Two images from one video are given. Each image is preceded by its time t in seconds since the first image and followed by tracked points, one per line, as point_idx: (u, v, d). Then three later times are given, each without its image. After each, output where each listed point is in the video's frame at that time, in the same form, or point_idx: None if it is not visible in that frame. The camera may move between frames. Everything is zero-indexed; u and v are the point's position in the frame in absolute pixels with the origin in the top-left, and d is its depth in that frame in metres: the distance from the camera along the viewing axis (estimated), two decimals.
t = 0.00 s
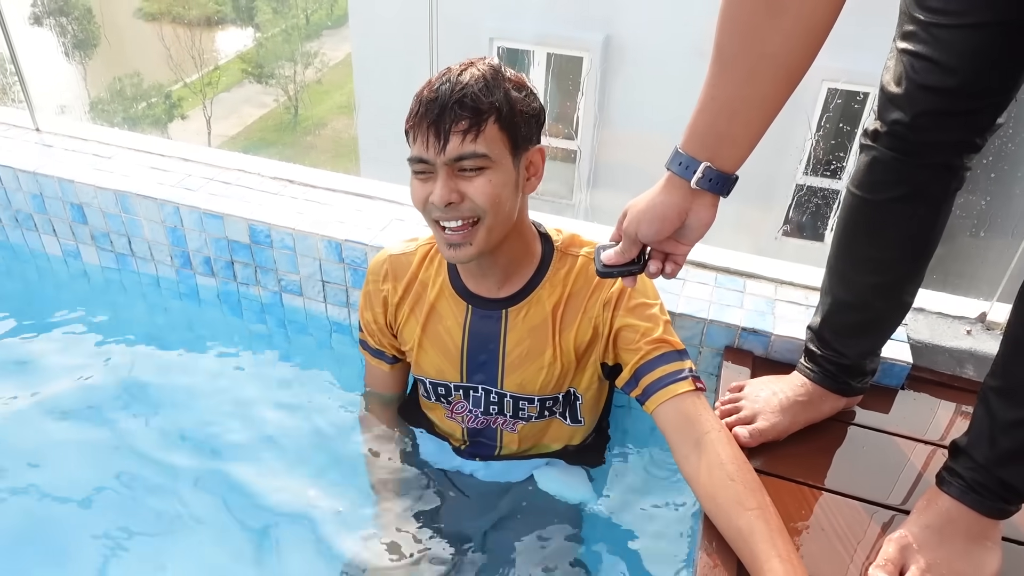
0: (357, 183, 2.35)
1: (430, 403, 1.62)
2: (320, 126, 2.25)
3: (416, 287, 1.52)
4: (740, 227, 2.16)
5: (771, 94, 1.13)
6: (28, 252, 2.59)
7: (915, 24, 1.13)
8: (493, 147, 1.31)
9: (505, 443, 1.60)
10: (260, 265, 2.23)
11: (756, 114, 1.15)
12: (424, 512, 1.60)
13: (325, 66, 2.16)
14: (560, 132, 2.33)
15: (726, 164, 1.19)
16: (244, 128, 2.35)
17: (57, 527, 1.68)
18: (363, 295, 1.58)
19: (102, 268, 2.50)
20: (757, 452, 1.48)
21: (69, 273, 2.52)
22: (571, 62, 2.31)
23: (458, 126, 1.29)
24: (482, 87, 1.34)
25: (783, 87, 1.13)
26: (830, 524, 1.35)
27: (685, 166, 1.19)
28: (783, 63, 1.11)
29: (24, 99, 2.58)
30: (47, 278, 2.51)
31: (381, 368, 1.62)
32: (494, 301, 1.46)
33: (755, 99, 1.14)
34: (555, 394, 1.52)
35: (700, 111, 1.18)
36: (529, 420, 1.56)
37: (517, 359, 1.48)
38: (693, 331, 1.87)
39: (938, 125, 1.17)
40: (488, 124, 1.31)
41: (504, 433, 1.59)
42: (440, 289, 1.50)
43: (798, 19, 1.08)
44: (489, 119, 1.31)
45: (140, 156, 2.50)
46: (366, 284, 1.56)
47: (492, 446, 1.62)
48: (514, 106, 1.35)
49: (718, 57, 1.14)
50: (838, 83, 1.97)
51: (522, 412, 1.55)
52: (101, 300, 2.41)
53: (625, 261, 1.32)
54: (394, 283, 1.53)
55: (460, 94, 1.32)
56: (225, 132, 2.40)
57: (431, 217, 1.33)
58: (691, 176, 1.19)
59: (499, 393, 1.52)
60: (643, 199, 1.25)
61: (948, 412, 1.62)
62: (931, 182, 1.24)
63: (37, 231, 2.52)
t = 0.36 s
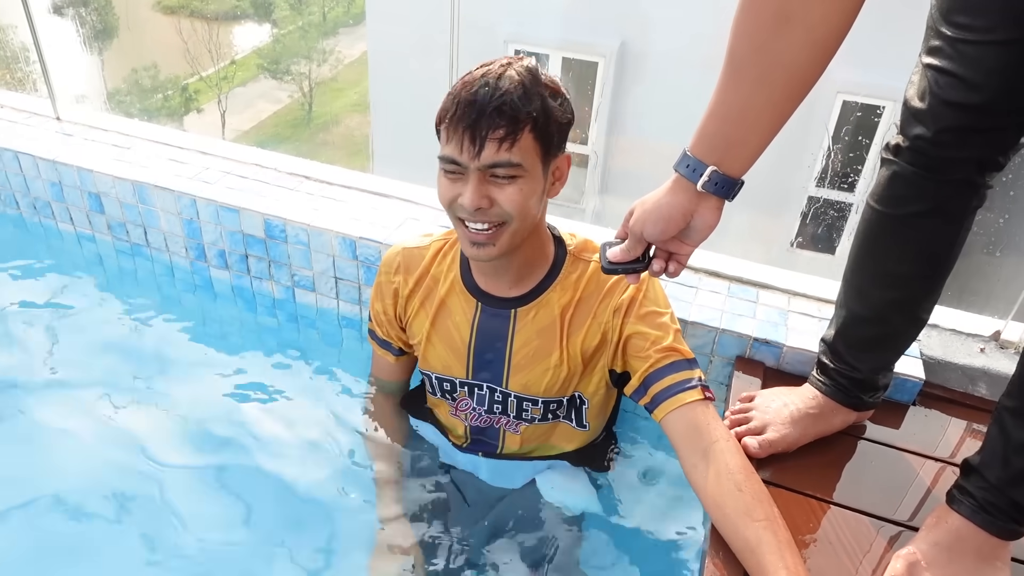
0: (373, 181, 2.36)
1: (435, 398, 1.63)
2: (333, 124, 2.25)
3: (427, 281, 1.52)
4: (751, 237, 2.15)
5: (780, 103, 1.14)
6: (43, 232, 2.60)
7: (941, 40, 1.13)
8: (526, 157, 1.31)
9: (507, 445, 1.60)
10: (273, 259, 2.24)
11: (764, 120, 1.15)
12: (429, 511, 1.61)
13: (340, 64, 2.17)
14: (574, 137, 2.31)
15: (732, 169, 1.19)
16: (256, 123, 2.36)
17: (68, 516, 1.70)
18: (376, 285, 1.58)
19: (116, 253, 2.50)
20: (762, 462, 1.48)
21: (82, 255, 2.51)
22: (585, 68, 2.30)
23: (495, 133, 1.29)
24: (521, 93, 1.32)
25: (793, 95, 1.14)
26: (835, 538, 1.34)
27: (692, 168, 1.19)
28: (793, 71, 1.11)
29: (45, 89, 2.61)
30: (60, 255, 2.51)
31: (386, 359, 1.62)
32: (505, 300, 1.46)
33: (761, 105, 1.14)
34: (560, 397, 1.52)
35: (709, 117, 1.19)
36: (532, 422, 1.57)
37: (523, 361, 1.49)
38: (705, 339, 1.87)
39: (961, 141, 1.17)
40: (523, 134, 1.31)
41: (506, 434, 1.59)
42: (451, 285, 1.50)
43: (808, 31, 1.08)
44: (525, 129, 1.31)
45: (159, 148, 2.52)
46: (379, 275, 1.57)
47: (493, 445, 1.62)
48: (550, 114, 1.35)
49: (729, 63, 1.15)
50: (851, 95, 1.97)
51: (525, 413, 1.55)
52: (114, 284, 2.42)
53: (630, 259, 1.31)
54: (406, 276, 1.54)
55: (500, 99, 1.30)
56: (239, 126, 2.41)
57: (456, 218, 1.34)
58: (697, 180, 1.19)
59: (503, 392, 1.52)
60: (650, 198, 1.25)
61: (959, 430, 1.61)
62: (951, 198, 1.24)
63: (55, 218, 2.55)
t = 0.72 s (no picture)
0: (373, 175, 2.35)
1: (438, 388, 1.60)
2: (336, 120, 2.25)
3: (438, 266, 1.51)
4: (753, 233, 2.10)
5: (782, 74, 1.18)
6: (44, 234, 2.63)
7: (945, 25, 1.12)
8: (569, 136, 1.33)
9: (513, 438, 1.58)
10: (272, 252, 2.24)
11: (764, 96, 1.20)
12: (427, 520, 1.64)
13: (343, 60, 2.15)
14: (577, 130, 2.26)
15: (732, 143, 1.25)
16: (258, 120, 2.37)
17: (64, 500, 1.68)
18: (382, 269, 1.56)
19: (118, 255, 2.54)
20: (763, 454, 1.47)
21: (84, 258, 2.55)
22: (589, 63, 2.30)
23: (544, 109, 1.30)
24: (569, 75, 1.35)
25: (793, 70, 1.18)
26: (836, 530, 1.34)
27: (693, 142, 1.26)
28: (792, 45, 1.15)
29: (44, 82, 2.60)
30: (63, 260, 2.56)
31: (387, 350, 1.59)
32: (518, 286, 1.45)
33: (762, 81, 1.19)
34: (571, 388, 1.50)
35: (711, 90, 1.24)
36: (540, 414, 1.54)
37: (535, 349, 1.47)
38: (705, 331, 1.86)
39: (962, 129, 1.16)
40: (568, 112, 1.33)
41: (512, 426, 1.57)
42: (463, 269, 1.49)
43: (809, 5, 1.12)
44: (570, 108, 1.33)
45: (157, 140, 2.52)
46: (386, 259, 1.55)
47: (498, 438, 1.59)
48: (592, 99, 1.38)
49: (731, 37, 1.19)
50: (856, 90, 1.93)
51: (533, 405, 1.52)
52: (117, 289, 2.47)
53: (635, 234, 1.38)
54: (416, 261, 1.52)
55: (549, 76, 1.33)
56: (241, 123, 2.41)
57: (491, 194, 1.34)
58: (698, 153, 1.25)
59: (511, 382, 1.50)
60: (650, 173, 1.31)
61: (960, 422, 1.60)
62: (952, 189, 1.23)
63: (53, 211, 2.55)
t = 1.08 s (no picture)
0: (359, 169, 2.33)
1: (420, 382, 1.60)
2: (324, 114, 2.24)
3: (417, 262, 1.50)
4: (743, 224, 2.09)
5: (767, 64, 1.18)
6: (25, 230, 2.60)
7: (926, 12, 1.12)
8: (543, 126, 1.33)
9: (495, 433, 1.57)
10: (255, 246, 2.22)
11: (752, 83, 1.21)
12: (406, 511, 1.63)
13: (331, 54, 2.14)
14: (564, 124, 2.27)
15: (719, 132, 1.25)
16: (246, 115, 2.35)
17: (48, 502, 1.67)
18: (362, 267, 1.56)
19: (99, 249, 2.50)
20: (746, 444, 1.47)
21: (65, 250, 2.52)
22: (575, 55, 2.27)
23: (516, 102, 1.31)
24: (536, 64, 1.35)
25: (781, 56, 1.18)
26: (822, 521, 1.34)
27: (680, 131, 1.26)
28: (780, 29, 1.15)
29: (25, 77, 2.57)
30: (43, 251, 2.52)
31: (370, 348, 1.59)
32: (498, 281, 1.44)
33: (750, 66, 1.19)
34: (551, 382, 1.49)
35: (698, 79, 1.24)
36: (521, 409, 1.53)
37: (515, 344, 1.46)
38: (690, 322, 1.86)
39: (943, 117, 1.16)
40: (541, 103, 1.33)
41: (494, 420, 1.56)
42: (441, 265, 1.48)
43: None
44: (542, 98, 1.33)
45: (139, 135, 2.50)
46: (366, 258, 1.54)
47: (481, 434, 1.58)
48: (562, 88, 1.38)
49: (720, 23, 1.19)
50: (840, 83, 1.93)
51: (514, 399, 1.51)
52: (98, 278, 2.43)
53: (620, 225, 1.40)
54: (396, 258, 1.51)
55: (519, 69, 1.32)
56: (228, 118, 2.40)
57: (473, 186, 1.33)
58: (685, 141, 1.26)
59: (491, 375, 1.49)
60: (636, 163, 1.31)
61: (944, 411, 1.61)
62: (934, 177, 1.23)
63: (34, 207, 2.52)
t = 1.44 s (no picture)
0: (351, 165, 2.32)
1: (415, 379, 1.59)
2: (315, 114, 2.24)
3: (412, 259, 1.50)
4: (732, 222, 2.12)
5: (774, 55, 1.21)
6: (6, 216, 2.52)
7: (924, 5, 1.12)
8: (540, 113, 1.33)
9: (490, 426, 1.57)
10: (247, 244, 2.22)
11: (759, 76, 1.23)
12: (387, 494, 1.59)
13: (322, 53, 2.13)
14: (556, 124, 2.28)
15: (724, 125, 1.28)
16: (238, 114, 2.33)
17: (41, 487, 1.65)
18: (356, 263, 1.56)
19: (85, 236, 2.43)
20: (741, 438, 1.48)
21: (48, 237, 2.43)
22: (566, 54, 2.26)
23: (514, 87, 1.31)
24: (533, 54, 1.37)
25: (786, 51, 1.21)
26: (818, 515, 1.34)
27: (682, 123, 1.29)
28: (787, 22, 1.18)
29: (13, 75, 2.54)
30: (24, 237, 2.43)
31: (365, 345, 1.59)
32: (492, 277, 1.44)
33: (756, 59, 1.22)
34: (548, 378, 1.49)
35: (705, 67, 1.26)
36: (518, 405, 1.53)
37: (511, 340, 1.45)
38: (683, 317, 1.86)
39: (937, 110, 1.16)
40: (538, 90, 1.34)
41: (491, 417, 1.56)
42: (437, 262, 1.48)
43: None
44: (539, 85, 1.34)
45: (129, 132, 2.48)
46: (360, 254, 1.54)
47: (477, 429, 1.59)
48: (557, 79, 1.40)
49: (728, 16, 1.21)
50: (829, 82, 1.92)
51: (510, 395, 1.51)
52: (80, 265, 2.33)
53: (617, 214, 1.44)
54: (390, 254, 1.51)
55: (516, 56, 1.34)
56: (219, 117, 2.38)
57: (471, 172, 1.32)
58: (687, 134, 1.29)
59: (487, 372, 1.49)
60: (638, 154, 1.36)
61: (936, 404, 1.61)
62: (927, 171, 1.23)
63: (23, 204, 2.50)
